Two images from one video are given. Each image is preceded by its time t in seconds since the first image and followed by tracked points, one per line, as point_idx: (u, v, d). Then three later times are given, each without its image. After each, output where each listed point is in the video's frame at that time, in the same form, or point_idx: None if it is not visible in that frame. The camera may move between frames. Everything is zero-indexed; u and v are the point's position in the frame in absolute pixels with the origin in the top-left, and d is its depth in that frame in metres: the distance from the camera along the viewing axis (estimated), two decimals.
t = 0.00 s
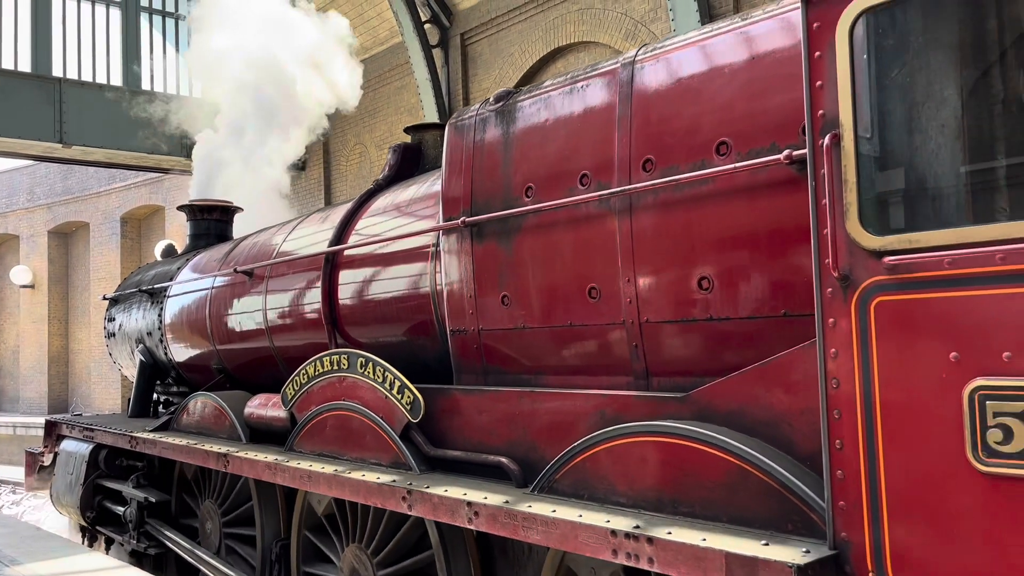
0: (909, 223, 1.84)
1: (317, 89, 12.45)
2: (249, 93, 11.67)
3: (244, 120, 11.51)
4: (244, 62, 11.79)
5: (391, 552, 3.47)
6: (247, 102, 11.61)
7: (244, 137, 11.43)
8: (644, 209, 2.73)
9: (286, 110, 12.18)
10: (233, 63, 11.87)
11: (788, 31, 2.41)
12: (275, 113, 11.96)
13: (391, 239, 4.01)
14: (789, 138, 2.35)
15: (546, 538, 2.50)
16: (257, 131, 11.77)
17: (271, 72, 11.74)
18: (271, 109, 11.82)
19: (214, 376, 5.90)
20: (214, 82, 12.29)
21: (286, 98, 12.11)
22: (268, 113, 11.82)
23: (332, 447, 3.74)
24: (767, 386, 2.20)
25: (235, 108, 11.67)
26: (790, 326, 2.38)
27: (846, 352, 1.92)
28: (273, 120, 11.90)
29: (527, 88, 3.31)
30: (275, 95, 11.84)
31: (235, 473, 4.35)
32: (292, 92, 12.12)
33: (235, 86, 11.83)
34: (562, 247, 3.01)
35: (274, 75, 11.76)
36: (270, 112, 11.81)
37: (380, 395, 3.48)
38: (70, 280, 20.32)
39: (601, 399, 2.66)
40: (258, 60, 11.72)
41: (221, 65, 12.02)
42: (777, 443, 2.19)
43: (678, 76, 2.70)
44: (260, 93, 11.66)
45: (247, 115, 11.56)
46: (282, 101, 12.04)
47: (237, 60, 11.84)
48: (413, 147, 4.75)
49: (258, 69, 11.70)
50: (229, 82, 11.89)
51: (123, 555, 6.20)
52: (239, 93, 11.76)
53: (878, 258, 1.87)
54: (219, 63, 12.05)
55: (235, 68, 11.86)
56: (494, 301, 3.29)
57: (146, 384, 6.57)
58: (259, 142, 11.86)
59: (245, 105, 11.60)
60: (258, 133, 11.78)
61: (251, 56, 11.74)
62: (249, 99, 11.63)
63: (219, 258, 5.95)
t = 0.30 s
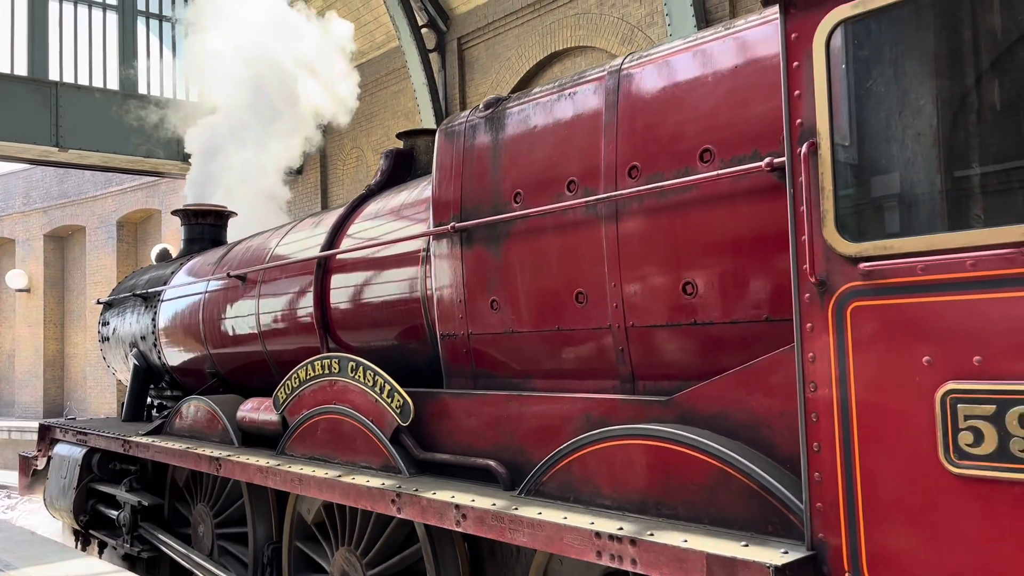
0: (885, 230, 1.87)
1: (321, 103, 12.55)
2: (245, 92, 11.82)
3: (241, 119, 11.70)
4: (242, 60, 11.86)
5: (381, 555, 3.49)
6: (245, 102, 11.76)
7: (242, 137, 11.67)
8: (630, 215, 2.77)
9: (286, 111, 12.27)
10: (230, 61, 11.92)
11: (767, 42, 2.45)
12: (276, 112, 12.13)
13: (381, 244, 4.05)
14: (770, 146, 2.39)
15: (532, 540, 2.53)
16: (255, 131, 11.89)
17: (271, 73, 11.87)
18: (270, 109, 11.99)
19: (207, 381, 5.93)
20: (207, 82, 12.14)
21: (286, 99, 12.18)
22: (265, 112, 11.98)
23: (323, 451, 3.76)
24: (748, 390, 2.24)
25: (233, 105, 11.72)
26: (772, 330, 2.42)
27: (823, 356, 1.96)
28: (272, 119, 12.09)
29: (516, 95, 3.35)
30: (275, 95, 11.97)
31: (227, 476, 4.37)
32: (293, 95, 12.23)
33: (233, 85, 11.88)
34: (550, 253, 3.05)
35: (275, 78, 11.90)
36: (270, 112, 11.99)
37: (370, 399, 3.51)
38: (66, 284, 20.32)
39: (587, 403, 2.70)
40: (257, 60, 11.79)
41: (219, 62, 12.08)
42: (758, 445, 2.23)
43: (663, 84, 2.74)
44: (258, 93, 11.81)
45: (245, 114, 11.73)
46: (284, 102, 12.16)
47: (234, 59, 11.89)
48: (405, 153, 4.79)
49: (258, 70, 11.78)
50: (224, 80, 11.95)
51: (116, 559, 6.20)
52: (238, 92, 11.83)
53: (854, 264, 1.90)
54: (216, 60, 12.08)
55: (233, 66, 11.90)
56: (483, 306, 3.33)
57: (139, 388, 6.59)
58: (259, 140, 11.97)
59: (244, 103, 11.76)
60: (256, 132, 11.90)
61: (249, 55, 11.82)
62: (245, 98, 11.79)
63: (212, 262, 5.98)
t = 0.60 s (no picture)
0: (861, 238, 1.90)
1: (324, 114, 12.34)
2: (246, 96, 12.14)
3: (243, 123, 12.11)
4: (245, 62, 12.10)
5: (372, 557, 3.52)
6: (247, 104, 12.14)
7: (243, 140, 12.13)
8: (617, 222, 2.81)
9: (288, 113, 12.39)
10: (234, 63, 12.18)
11: (750, 53, 2.50)
12: (280, 114, 12.31)
13: (373, 250, 4.09)
14: (753, 154, 2.44)
15: (520, 542, 2.57)
16: (257, 132, 12.23)
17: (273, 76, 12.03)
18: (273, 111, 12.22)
19: (202, 385, 5.96)
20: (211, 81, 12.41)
21: (289, 102, 12.30)
22: (269, 113, 12.23)
23: (316, 454, 3.80)
24: (731, 394, 2.28)
25: (236, 107, 12.12)
26: (754, 335, 2.46)
27: (801, 361, 2.00)
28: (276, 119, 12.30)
29: (506, 103, 3.39)
30: (275, 100, 12.17)
31: (221, 480, 4.41)
32: (298, 99, 12.40)
33: (237, 87, 12.17)
34: (539, 258, 3.09)
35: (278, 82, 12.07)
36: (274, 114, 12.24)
37: (362, 403, 3.55)
38: (63, 288, 20.32)
39: (574, 407, 2.73)
40: (260, 63, 12.04)
41: (224, 63, 12.35)
42: (740, 449, 2.27)
43: (650, 93, 2.79)
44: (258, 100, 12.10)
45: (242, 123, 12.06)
46: (287, 106, 12.31)
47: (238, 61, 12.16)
48: (398, 159, 4.83)
49: (262, 73, 12.03)
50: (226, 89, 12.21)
51: (112, 562, 6.20)
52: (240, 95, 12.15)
53: (831, 271, 1.94)
54: (222, 61, 12.36)
55: (237, 68, 12.17)
56: (473, 311, 3.36)
57: (135, 392, 6.63)
58: (262, 141, 12.33)
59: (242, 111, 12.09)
60: (258, 133, 12.24)
61: (252, 58, 12.06)
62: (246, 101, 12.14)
63: (208, 267, 6.02)
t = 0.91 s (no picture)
0: (840, 247, 1.94)
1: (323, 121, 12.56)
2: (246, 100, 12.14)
3: (245, 128, 12.12)
4: (247, 67, 12.11)
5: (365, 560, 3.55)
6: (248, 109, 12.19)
7: (245, 144, 12.15)
8: (605, 229, 2.85)
9: (288, 119, 12.48)
10: (236, 67, 12.18)
11: (734, 62, 2.55)
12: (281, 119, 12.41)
13: (367, 255, 4.13)
14: (737, 163, 2.48)
15: (508, 545, 2.60)
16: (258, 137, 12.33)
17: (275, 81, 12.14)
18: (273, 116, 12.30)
19: (198, 389, 6.00)
20: (211, 83, 12.37)
21: (290, 108, 12.37)
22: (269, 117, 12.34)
23: (309, 458, 3.83)
24: (714, 399, 2.32)
25: (236, 111, 12.10)
26: (738, 341, 2.50)
27: (781, 366, 2.04)
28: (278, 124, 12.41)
29: (497, 111, 3.44)
30: (276, 106, 12.24)
31: (216, 484, 4.44)
32: (300, 104, 12.49)
33: (237, 91, 12.18)
34: (529, 265, 3.13)
35: (280, 88, 12.17)
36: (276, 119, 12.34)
37: (355, 408, 3.58)
38: (63, 292, 20.34)
39: (563, 411, 2.77)
40: (262, 68, 12.08)
41: (225, 66, 12.34)
42: (723, 453, 2.31)
43: (637, 102, 2.83)
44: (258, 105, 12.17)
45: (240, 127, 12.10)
46: (289, 111, 12.41)
47: (241, 66, 12.13)
48: (393, 165, 4.87)
49: (265, 79, 12.10)
50: (227, 93, 12.24)
51: (107, 566, 6.23)
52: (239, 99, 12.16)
53: (810, 278, 1.98)
54: (223, 64, 12.38)
55: (239, 72, 12.17)
56: (465, 317, 3.40)
57: (132, 396, 6.66)
58: (261, 145, 12.45)
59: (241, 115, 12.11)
60: (258, 137, 12.33)
61: (255, 63, 12.08)
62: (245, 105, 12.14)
63: (204, 272, 6.06)
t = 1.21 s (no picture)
0: (818, 253, 1.97)
1: (322, 126, 12.40)
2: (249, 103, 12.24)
3: (247, 131, 12.18)
4: (250, 71, 12.25)
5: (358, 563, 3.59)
6: (249, 112, 12.24)
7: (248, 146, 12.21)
8: (593, 235, 2.89)
9: (290, 122, 12.47)
10: (240, 71, 12.30)
11: (713, 75, 2.60)
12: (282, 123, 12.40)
13: (359, 260, 4.19)
14: (721, 171, 2.52)
15: (496, 547, 2.64)
16: (259, 141, 12.35)
17: (277, 85, 12.24)
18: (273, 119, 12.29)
19: (195, 393, 6.04)
20: (211, 84, 12.47)
21: (292, 112, 12.40)
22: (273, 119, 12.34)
23: (303, 461, 3.87)
24: (698, 403, 2.36)
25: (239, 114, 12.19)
26: (722, 345, 2.54)
27: (762, 370, 2.08)
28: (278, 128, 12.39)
29: (489, 118, 3.48)
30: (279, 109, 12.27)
31: (211, 486, 4.47)
32: (300, 108, 12.44)
33: (240, 93, 12.28)
34: (519, 270, 3.17)
35: (282, 92, 12.25)
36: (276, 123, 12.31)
37: (347, 411, 3.62)
38: (63, 296, 20.37)
39: (551, 414, 2.81)
40: (264, 71, 12.20)
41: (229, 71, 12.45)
42: (707, 455, 2.34)
43: (624, 110, 2.88)
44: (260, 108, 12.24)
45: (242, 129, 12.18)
46: (290, 115, 12.40)
47: (244, 68, 12.26)
48: (388, 171, 4.92)
49: (267, 83, 12.20)
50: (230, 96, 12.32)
51: (103, 568, 6.25)
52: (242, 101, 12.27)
53: (789, 285, 2.02)
54: (226, 67, 12.49)
55: (243, 75, 12.30)
56: (457, 321, 3.44)
57: (129, 400, 6.69)
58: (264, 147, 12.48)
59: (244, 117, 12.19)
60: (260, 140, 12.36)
61: (257, 65, 12.20)
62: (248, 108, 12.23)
63: (202, 276, 6.11)
